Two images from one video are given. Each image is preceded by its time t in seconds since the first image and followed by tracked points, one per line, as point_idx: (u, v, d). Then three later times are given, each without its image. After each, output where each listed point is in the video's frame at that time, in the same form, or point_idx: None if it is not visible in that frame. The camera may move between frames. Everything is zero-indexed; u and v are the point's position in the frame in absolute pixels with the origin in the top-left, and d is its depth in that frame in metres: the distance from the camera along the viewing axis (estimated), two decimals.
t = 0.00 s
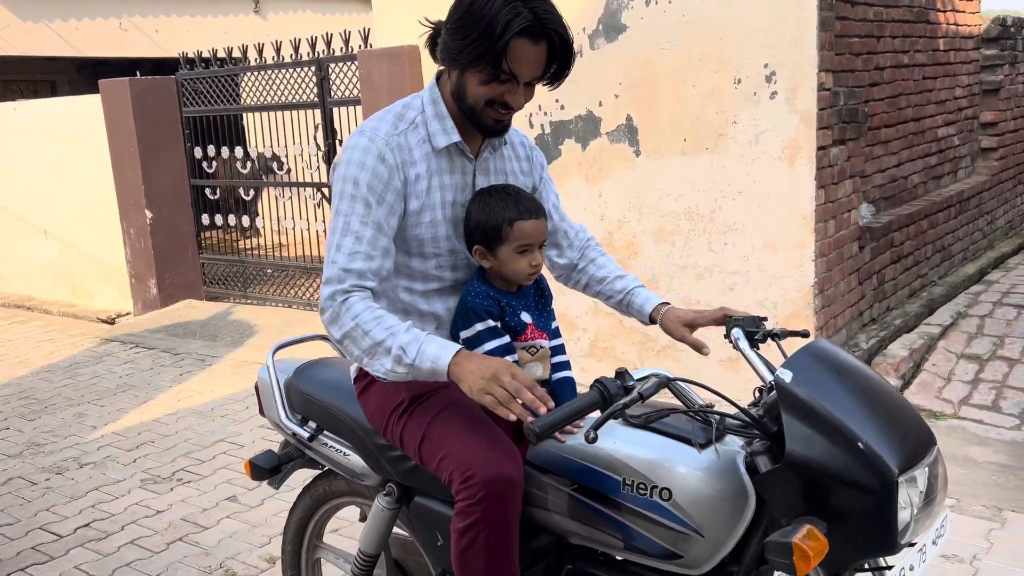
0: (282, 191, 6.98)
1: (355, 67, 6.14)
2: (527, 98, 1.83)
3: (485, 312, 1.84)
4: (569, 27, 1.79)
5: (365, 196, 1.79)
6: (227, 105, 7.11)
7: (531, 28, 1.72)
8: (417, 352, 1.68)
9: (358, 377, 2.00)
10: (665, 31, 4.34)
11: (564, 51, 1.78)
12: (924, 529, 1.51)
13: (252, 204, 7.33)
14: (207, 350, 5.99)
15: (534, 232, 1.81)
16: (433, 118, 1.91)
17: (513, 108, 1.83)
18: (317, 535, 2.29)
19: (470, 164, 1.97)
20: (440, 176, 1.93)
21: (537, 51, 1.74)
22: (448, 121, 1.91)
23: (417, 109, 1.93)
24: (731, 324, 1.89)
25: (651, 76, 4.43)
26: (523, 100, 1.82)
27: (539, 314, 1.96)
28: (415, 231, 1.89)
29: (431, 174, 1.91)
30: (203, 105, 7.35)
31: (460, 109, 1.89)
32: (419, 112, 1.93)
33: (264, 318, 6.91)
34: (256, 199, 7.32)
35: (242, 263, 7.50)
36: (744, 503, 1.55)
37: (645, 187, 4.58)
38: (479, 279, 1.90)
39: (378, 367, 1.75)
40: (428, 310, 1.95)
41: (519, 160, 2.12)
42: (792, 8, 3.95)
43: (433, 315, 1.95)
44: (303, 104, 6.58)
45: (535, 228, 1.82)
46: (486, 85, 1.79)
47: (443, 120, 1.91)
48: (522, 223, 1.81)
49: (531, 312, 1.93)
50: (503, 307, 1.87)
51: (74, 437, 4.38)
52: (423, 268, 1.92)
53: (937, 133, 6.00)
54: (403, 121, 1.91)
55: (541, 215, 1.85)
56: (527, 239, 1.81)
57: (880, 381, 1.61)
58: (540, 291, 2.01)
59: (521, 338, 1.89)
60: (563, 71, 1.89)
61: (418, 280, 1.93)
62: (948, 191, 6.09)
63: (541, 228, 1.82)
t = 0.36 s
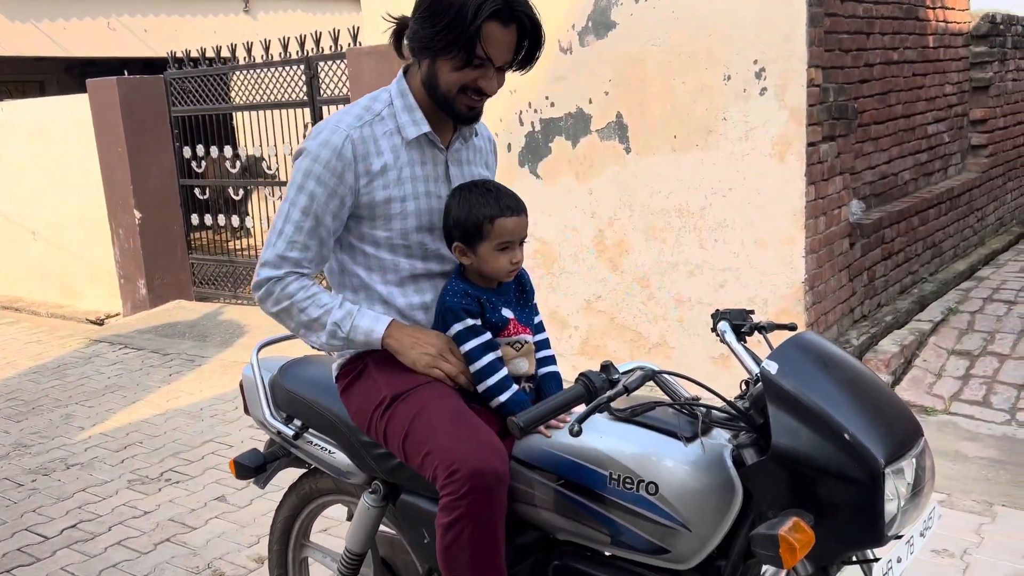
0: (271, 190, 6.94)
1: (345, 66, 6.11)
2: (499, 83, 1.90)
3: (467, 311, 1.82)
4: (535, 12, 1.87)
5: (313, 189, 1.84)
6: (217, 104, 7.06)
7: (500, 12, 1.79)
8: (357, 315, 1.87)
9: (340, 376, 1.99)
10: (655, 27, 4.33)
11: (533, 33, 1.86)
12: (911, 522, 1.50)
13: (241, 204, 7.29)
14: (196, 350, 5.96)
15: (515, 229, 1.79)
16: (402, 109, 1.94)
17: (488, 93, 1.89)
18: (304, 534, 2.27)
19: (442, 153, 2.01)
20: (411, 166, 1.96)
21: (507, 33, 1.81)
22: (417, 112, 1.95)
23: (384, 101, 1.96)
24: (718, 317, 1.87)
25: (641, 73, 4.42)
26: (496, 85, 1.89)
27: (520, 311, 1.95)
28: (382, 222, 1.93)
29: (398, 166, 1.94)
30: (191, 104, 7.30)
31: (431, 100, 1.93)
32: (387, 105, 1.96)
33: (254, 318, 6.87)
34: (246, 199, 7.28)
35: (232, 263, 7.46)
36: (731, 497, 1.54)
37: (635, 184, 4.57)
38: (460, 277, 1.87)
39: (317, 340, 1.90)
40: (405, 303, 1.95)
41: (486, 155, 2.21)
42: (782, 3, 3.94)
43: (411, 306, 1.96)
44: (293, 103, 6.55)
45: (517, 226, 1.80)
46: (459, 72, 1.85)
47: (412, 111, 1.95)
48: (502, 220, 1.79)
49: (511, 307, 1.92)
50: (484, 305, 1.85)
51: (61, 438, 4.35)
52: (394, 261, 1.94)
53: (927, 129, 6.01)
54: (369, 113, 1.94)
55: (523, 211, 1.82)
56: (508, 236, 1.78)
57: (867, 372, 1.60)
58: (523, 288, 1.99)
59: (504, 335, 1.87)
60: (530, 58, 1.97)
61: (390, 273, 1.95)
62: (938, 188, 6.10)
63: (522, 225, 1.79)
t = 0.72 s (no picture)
0: (263, 193, 6.93)
1: (336, 67, 6.11)
2: (466, 77, 1.95)
3: (463, 316, 1.80)
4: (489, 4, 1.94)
5: (299, 195, 1.84)
6: (208, 106, 7.04)
7: (456, 5, 1.85)
8: (367, 337, 1.83)
9: (334, 383, 1.99)
10: (647, 30, 4.34)
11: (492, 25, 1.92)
12: (904, 526, 1.51)
13: (233, 206, 7.27)
14: (189, 353, 5.93)
15: (496, 236, 1.78)
16: (375, 114, 1.98)
17: (455, 86, 1.93)
18: (299, 540, 2.26)
19: (419, 156, 2.06)
20: (388, 169, 1.99)
21: (466, 26, 1.87)
22: (390, 116, 1.99)
23: (357, 109, 2.01)
24: (712, 323, 1.88)
25: (633, 75, 4.43)
26: (463, 78, 1.93)
27: (517, 314, 1.95)
28: (364, 227, 1.95)
29: (375, 170, 1.97)
30: (182, 106, 7.28)
31: (401, 102, 1.97)
32: (360, 112, 2.00)
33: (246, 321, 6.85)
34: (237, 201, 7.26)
35: (224, 265, 7.43)
36: (726, 501, 1.55)
37: (627, 187, 4.58)
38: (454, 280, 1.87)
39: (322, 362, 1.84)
40: (394, 307, 1.98)
41: (464, 156, 2.24)
42: (772, 6, 3.96)
43: (401, 309, 1.98)
44: (284, 105, 6.54)
45: (499, 232, 1.78)
46: (425, 67, 1.89)
47: (385, 115, 1.99)
48: (483, 226, 1.78)
49: (508, 310, 1.91)
50: (483, 307, 1.84)
51: (52, 443, 4.33)
52: (380, 266, 1.97)
53: (918, 130, 6.04)
54: (344, 120, 1.98)
55: (508, 216, 1.81)
56: (490, 242, 1.78)
57: (860, 378, 1.61)
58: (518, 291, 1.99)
59: (503, 336, 1.87)
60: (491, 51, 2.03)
61: (376, 279, 1.97)
62: (929, 188, 6.13)
63: (506, 232, 1.78)
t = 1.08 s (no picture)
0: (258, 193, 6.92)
1: (332, 68, 6.11)
2: (448, 74, 1.96)
3: (458, 306, 1.81)
4: None
5: (292, 206, 1.85)
6: (202, 106, 7.03)
7: (434, 3, 1.86)
8: (374, 338, 1.85)
9: (334, 382, 2.00)
10: (642, 31, 4.35)
11: (469, 19, 1.93)
12: (902, 523, 1.52)
13: (228, 206, 7.26)
14: (184, 354, 5.93)
15: (500, 234, 1.76)
16: (361, 118, 2.00)
17: (438, 83, 1.94)
18: (298, 539, 2.27)
19: (406, 157, 2.07)
20: (376, 171, 2.00)
21: (444, 22, 1.88)
22: (375, 119, 2.00)
23: (342, 113, 2.01)
24: (712, 324, 1.88)
25: (628, 76, 4.44)
26: (445, 75, 1.95)
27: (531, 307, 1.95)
28: (355, 231, 1.96)
29: (361, 173, 1.98)
30: (177, 106, 7.27)
31: (385, 102, 1.99)
32: (345, 116, 2.01)
33: (240, 321, 6.85)
34: (232, 201, 7.25)
35: (218, 265, 7.42)
36: (728, 497, 1.56)
37: (622, 188, 4.60)
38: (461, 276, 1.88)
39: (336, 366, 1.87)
40: (390, 305, 1.98)
41: (452, 156, 2.26)
42: (767, 8, 3.98)
43: (396, 307, 1.99)
44: (279, 105, 6.53)
45: (500, 231, 1.76)
46: (405, 67, 1.90)
47: (370, 118, 2.00)
48: (487, 223, 1.77)
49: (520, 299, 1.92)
50: (487, 300, 1.84)
51: (47, 444, 4.33)
52: (373, 267, 1.98)
53: (912, 131, 6.07)
54: (330, 126, 1.98)
55: (516, 215, 1.79)
56: (493, 240, 1.77)
57: (860, 375, 1.62)
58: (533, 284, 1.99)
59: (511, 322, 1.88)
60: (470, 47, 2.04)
61: (370, 279, 1.98)
62: (922, 189, 6.16)
63: (510, 231, 1.76)
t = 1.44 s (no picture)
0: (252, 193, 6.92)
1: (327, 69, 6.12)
2: (424, 71, 1.97)
3: (460, 305, 1.81)
4: None
5: (278, 207, 1.86)
6: (197, 106, 7.03)
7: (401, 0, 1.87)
8: (359, 338, 1.87)
9: (327, 379, 2.00)
10: (636, 34, 4.37)
11: (438, 16, 1.94)
12: (890, 516, 1.53)
13: (222, 206, 7.25)
14: (177, 353, 5.92)
15: (501, 246, 1.77)
16: (345, 117, 2.01)
17: (414, 80, 1.95)
18: (291, 537, 2.27)
19: (393, 156, 2.08)
20: (363, 170, 2.01)
21: (415, 20, 1.89)
22: (359, 119, 2.01)
23: (328, 114, 2.03)
24: (705, 322, 1.87)
25: (622, 79, 4.46)
26: (420, 71, 1.95)
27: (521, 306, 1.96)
28: (342, 231, 1.97)
29: (345, 173, 1.98)
30: (171, 106, 7.26)
31: (365, 102, 2.00)
32: (331, 115, 2.02)
33: (234, 322, 6.84)
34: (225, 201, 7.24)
35: (212, 266, 7.41)
36: (719, 491, 1.57)
37: (616, 189, 4.61)
38: (454, 279, 1.88)
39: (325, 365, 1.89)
40: (380, 302, 1.99)
41: (441, 154, 2.27)
42: (760, 12, 4.00)
43: (386, 304, 2.00)
44: (274, 105, 6.53)
45: (503, 242, 1.77)
46: (379, 66, 1.92)
47: (354, 118, 2.01)
48: (490, 234, 1.76)
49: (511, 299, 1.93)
50: (482, 306, 1.85)
51: (40, 443, 4.33)
52: (362, 266, 1.99)
53: (905, 135, 6.10)
54: (315, 127, 1.99)
55: (519, 227, 1.79)
56: (495, 252, 1.77)
57: (850, 371, 1.63)
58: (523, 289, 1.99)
59: (500, 322, 1.88)
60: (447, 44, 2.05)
61: (360, 277, 1.99)
62: (915, 193, 6.18)
63: (511, 243, 1.77)
